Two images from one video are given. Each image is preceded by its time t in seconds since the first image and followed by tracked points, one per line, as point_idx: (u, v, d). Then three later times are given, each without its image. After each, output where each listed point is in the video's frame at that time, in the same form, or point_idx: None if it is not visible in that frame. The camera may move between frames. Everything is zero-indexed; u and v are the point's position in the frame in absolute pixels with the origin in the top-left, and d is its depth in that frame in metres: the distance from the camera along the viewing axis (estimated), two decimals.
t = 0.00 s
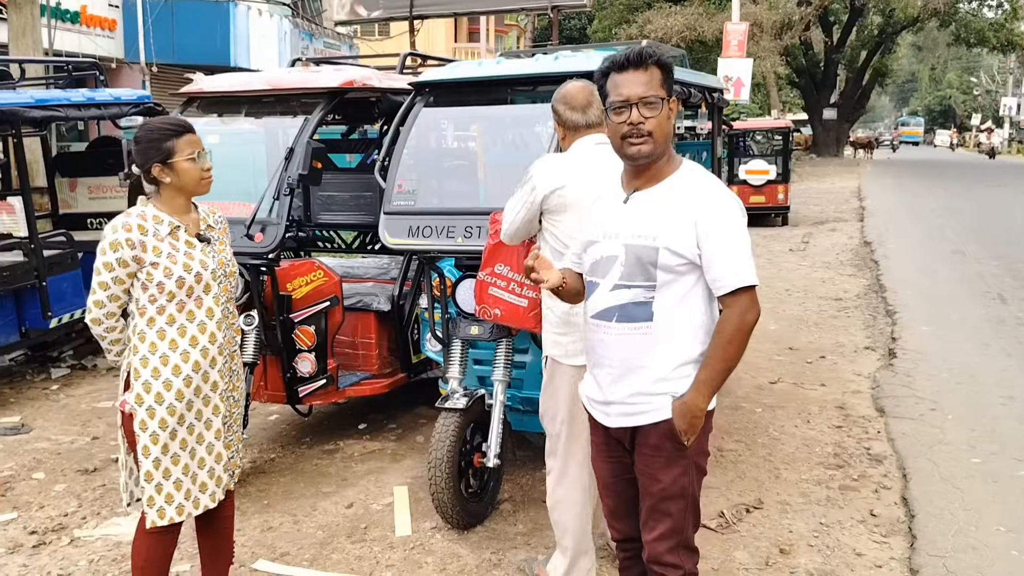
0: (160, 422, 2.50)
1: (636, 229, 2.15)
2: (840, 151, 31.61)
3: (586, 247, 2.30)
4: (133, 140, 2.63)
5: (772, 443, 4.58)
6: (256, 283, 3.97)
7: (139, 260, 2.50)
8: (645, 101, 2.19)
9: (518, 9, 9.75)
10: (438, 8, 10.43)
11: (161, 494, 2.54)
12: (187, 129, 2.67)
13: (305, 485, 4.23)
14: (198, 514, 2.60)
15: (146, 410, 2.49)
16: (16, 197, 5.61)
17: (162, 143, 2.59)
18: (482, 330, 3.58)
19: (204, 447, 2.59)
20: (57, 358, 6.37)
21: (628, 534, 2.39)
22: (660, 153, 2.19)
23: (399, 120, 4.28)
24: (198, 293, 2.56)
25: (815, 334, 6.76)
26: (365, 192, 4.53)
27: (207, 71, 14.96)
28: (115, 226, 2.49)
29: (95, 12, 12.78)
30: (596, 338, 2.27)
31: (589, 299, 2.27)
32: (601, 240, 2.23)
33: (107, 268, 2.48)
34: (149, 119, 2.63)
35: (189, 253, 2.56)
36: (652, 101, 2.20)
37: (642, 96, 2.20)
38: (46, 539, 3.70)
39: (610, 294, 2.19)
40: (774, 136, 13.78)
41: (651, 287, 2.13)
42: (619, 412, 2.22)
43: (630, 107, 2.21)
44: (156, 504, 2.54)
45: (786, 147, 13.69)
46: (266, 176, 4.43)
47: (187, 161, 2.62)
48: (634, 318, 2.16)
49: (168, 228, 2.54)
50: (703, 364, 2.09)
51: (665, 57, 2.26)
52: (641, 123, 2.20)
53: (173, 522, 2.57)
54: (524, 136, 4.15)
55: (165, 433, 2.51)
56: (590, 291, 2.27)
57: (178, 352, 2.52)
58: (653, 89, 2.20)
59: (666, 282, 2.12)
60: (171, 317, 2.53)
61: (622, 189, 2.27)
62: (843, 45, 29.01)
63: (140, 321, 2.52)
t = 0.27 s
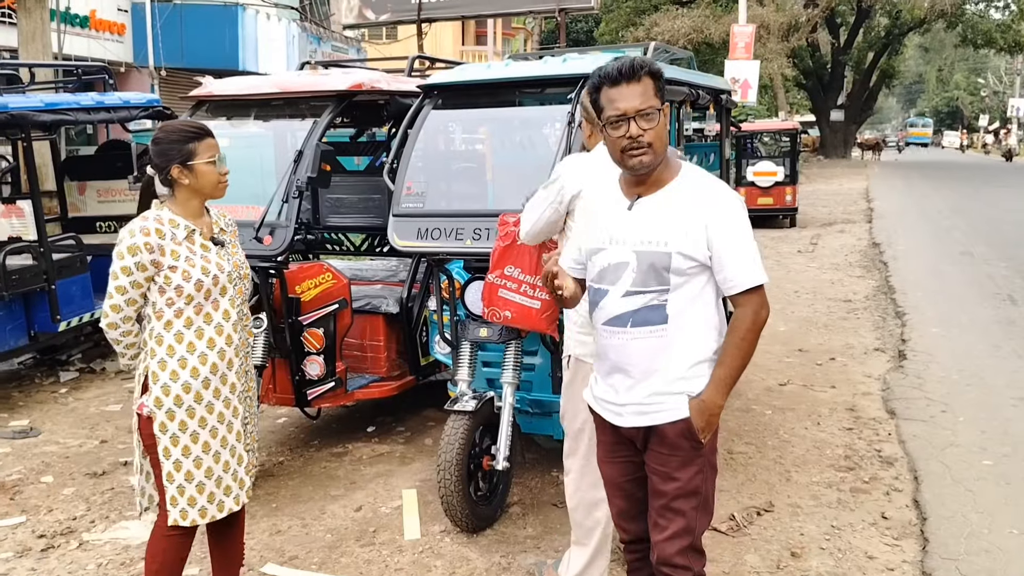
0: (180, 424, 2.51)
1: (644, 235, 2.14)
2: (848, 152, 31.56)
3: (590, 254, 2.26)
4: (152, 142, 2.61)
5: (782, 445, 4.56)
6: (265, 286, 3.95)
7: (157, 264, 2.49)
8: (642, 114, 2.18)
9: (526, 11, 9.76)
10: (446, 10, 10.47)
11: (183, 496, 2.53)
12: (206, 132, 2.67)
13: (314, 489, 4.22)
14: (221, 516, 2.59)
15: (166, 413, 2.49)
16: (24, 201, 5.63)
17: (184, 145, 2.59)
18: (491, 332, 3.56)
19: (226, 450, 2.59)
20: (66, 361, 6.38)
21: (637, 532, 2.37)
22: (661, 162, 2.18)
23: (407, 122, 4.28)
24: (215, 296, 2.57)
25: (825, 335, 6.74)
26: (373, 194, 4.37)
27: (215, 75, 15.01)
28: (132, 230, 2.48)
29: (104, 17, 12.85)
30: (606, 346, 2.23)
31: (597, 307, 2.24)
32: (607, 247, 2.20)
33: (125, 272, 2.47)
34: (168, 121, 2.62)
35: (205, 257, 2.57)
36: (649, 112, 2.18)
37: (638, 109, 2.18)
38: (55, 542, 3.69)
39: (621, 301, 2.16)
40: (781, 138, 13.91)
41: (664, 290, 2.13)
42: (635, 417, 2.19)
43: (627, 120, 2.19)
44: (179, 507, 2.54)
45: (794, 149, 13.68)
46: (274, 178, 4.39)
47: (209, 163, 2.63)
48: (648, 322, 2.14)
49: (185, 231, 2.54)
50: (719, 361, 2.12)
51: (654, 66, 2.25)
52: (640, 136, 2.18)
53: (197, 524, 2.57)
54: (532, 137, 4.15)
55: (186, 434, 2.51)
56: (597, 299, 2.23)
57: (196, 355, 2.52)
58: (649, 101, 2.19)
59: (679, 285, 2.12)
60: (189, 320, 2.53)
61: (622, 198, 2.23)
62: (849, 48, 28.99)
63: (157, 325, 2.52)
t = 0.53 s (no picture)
0: (196, 428, 2.51)
1: (649, 246, 2.13)
2: (856, 158, 31.49)
3: (596, 265, 2.26)
4: (167, 146, 2.62)
5: (790, 450, 4.55)
6: (274, 290, 3.96)
7: (172, 269, 2.50)
8: (640, 129, 2.18)
9: (534, 17, 9.79)
10: (454, 15, 10.51)
11: (200, 499, 2.54)
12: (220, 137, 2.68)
13: (322, 492, 4.23)
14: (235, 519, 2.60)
15: (182, 417, 2.50)
16: (34, 205, 5.65)
17: (200, 150, 2.60)
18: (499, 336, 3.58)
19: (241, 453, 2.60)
20: (74, 365, 6.41)
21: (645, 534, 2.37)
22: (661, 174, 2.18)
23: (415, 126, 4.28)
24: (230, 300, 2.59)
25: (833, 340, 6.73)
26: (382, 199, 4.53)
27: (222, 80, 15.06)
28: (147, 236, 2.49)
29: (112, 21, 12.93)
30: (614, 355, 2.23)
31: (604, 317, 2.24)
32: (613, 258, 2.20)
33: (141, 278, 2.46)
34: (184, 127, 2.63)
35: (219, 262, 2.58)
36: (646, 127, 2.18)
37: (636, 124, 2.18)
38: (65, 545, 3.71)
39: (629, 311, 2.16)
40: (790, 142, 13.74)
41: (671, 300, 2.13)
42: (645, 423, 2.19)
43: (624, 136, 2.19)
44: (195, 510, 2.54)
45: (802, 153, 13.68)
46: (283, 182, 4.42)
47: (224, 168, 2.64)
48: (656, 332, 2.14)
49: (199, 237, 2.55)
50: (727, 366, 2.13)
51: (652, 80, 2.25)
52: (638, 151, 2.17)
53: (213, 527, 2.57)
54: (540, 141, 4.14)
55: (202, 438, 2.52)
56: (604, 308, 2.24)
57: (211, 359, 2.53)
58: (646, 115, 2.19)
59: (686, 294, 2.12)
60: (203, 325, 2.54)
61: (625, 210, 2.23)
62: (857, 51, 28.95)
63: (173, 329, 2.52)
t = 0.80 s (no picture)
0: (204, 430, 2.51)
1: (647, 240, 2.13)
2: (862, 156, 31.40)
3: (596, 260, 2.26)
4: (177, 148, 2.63)
5: (796, 450, 4.54)
6: (279, 291, 3.96)
7: (181, 272, 2.51)
8: (646, 114, 2.18)
9: (539, 17, 9.78)
10: (459, 16, 10.52)
11: (208, 500, 2.55)
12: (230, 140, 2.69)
13: (328, 493, 4.23)
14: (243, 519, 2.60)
15: (190, 418, 2.50)
16: (40, 207, 5.67)
17: (210, 152, 2.61)
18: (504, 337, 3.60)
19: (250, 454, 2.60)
20: (81, 368, 6.43)
21: (649, 535, 2.36)
22: (660, 163, 2.18)
23: (420, 127, 4.27)
24: (238, 303, 2.59)
25: (840, 339, 6.71)
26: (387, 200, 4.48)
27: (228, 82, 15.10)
28: (156, 239, 2.50)
29: (118, 24, 12.98)
30: (614, 351, 2.23)
31: (604, 312, 2.24)
32: (612, 253, 2.20)
33: (150, 280, 2.48)
34: (194, 129, 2.64)
35: (228, 264, 2.59)
36: (653, 113, 2.18)
37: (643, 109, 2.18)
38: (72, 547, 3.72)
39: (628, 306, 2.17)
40: (796, 141, 13.85)
41: (669, 294, 2.12)
42: (644, 420, 2.19)
43: (630, 119, 2.19)
44: (203, 511, 2.55)
45: (808, 152, 13.65)
46: (288, 184, 4.42)
47: (233, 171, 2.65)
48: (654, 326, 2.14)
49: (208, 239, 2.56)
50: (725, 363, 2.12)
51: (669, 71, 2.24)
52: (640, 135, 2.18)
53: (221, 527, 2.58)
54: (545, 142, 4.14)
55: (210, 440, 2.52)
56: (604, 304, 2.24)
57: (220, 361, 2.54)
58: (655, 102, 2.19)
59: (684, 288, 2.12)
60: (212, 327, 2.54)
61: (626, 202, 2.24)
62: (863, 50, 28.86)
63: (181, 331, 2.53)
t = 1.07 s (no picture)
0: (210, 426, 2.52)
1: (647, 235, 2.13)
2: (868, 157, 31.34)
3: (597, 256, 2.26)
4: (183, 147, 2.65)
5: (801, 450, 4.53)
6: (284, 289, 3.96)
7: (188, 269, 2.52)
8: (648, 111, 2.18)
9: (545, 15, 9.76)
10: (465, 15, 10.52)
11: (213, 496, 2.55)
12: (234, 139, 2.68)
13: (332, 491, 4.23)
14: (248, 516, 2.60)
15: (197, 414, 2.51)
16: (46, 204, 5.67)
17: (211, 152, 2.61)
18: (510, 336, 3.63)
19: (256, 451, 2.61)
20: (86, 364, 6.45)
21: (650, 535, 2.36)
22: (662, 159, 2.18)
23: (426, 126, 4.28)
24: (245, 300, 2.59)
25: (845, 340, 6.70)
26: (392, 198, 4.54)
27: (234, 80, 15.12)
28: (164, 237, 2.51)
29: (124, 22, 13.01)
30: (614, 347, 2.23)
31: (605, 308, 2.24)
32: (613, 248, 2.20)
33: (158, 277, 2.49)
34: (199, 128, 2.64)
35: (236, 262, 2.59)
36: (655, 110, 2.18)
37: (645, 106, 2.18)
38: (77, 543, 3.73)
39: (627, 301, 2.17)
40: (801, 141, 13.64)
41: (668, 289, 2.12)
42: (643, 417, 2.19)
43: (632, 116, 2.19)
44: (208, 507, 2.55)
45: (814, 153, 13.62)
46: (294, 181, 4.42)
47: (234, 170, 2.64)
48: (653, 322, 2.14)
49: (216, 237, 2.56)
50: (722, 360, 2.11)
51: (671, 69, 2.24)
52: (642, 132, 2.18)
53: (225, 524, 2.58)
54: (551, 141, 4.12)
55: (216, 437, 2.52)
56: (604, 300, 2.24)
57: (226, 358, 2.54)
58: (657, 99, 2.19)
59: (682, 283, 2.11)
60: (219, 324, 2.55)
61: (627, 199, 2.24)
62: (870, 50, 28.80)
63: (188, 328, 2.54)
